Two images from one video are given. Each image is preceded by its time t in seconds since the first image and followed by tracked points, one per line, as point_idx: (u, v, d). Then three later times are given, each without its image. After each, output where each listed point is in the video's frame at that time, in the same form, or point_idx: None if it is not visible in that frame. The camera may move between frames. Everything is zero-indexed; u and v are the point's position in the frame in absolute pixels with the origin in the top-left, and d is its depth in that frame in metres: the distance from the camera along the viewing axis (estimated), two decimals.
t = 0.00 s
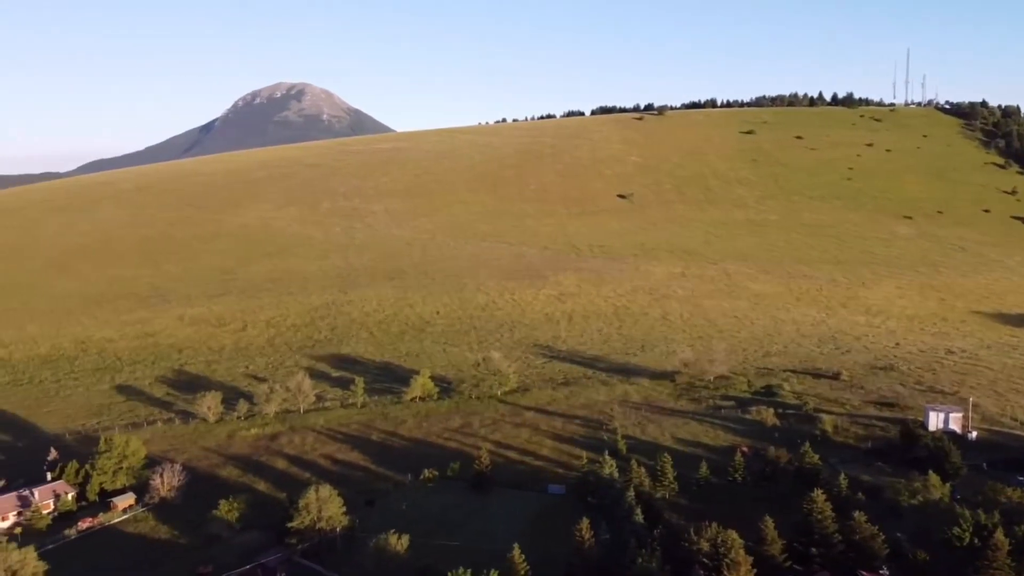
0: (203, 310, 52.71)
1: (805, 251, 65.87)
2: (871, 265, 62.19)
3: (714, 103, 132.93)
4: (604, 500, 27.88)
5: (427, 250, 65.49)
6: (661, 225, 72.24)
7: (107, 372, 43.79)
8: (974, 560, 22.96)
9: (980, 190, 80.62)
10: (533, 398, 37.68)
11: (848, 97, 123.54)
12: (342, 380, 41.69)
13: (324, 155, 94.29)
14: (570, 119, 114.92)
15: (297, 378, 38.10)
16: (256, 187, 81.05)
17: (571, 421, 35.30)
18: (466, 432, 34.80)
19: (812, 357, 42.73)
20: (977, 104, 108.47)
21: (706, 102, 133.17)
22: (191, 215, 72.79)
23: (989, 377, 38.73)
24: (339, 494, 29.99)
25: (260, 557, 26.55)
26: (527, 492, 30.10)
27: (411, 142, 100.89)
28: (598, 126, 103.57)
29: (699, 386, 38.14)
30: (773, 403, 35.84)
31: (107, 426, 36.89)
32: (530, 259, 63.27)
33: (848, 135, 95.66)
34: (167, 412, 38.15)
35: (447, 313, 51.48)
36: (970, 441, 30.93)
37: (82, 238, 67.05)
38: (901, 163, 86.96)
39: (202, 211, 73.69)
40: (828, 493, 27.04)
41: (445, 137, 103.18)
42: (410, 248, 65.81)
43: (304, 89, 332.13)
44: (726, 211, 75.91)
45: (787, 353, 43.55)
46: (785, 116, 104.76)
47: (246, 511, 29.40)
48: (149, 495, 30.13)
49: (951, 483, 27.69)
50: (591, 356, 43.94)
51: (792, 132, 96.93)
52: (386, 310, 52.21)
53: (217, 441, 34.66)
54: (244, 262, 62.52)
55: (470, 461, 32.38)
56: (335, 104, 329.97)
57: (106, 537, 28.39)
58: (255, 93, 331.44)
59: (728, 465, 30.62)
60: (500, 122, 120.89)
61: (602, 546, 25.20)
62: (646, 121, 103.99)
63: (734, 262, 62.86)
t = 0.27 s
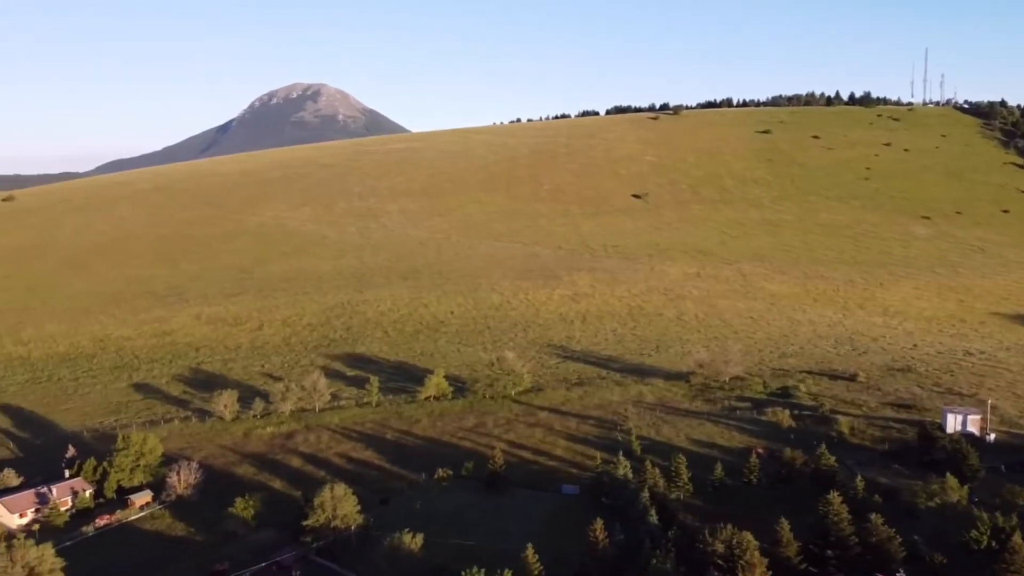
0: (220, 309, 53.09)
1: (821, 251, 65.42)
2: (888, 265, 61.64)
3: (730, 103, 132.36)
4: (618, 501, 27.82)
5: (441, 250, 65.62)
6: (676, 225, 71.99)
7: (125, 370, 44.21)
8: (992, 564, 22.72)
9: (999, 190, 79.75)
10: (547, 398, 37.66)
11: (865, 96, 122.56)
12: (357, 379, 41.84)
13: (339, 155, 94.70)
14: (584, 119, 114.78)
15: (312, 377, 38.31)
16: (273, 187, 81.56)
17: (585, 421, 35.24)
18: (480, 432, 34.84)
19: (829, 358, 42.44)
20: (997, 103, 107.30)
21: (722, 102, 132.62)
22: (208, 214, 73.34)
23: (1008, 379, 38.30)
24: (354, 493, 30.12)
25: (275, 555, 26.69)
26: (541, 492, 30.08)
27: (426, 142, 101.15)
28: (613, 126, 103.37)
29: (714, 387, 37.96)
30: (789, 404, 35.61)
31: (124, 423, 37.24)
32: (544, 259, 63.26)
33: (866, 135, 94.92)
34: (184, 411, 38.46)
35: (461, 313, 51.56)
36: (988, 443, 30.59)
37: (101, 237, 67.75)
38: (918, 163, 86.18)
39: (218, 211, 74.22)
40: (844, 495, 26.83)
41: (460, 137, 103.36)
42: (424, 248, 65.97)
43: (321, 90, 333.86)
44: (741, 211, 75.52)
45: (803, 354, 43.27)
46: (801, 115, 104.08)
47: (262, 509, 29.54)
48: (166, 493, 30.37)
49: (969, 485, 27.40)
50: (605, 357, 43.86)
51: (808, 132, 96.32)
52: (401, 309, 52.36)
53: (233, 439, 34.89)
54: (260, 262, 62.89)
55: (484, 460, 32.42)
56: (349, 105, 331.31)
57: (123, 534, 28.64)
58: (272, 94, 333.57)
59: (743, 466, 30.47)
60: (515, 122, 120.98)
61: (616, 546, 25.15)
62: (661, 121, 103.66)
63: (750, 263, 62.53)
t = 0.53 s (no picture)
0: (234, 308, 53.36)
1: (835, 251, 65.03)
2: (903, 266, 61.20)
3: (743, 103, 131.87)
4: (630, 502, 27.75)
5: (453, 250, 65.68)
6: (688, 225, 71.75)
7: (140, 369, 44.53)
8: (1007, 566, 22.51)
9: (1016, 190, 79.03)
10: (559, 398, 37.64)
11: (881, 96, 121.76)
12: (369, 378, 41.97)
13: (352, 156, 94.99)
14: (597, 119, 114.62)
15: (325, 376, 38.44)
16: (286, 187, 81.91)
17: (597, 421, 35.18)
18: (492, 432, 34.85)
19: (843, 359, 42.19)
20: (1015, 103, 106.37)
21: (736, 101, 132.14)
22: (221, 214, 73.75)
23: None
24: (367, 492, 30.21)
25: (288, 553, 26.78)
26: (553, 493, 30.06)
27: (439, 142, 101.29)
28: (625, 125, 103.18)
29: (727, 388, 37.81)
30: (802, 406, 35.41)
31: (139, 421, 37.51)
32: (557, 259, 63.22)
33: (880, 135, 94.29)
34: (198, 409, 38.69)
35: (473, 313, 51.60)
36: (1004, 445, 30.30)
37: (116, 236, 68.29)
38: (934, 162, 85.51)
39: (232, 211, 74.62)
40: (858, 497, 26.65)
41: (473, 137, 103.45)
42: (436, 248, 66.06)
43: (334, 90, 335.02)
44: (754, 211, 75.18)
45: (816, 355, 43.03)
46: (815, 115, 103.47)
47: (275, 508, 29.67)
48: (181, 491, 30.55)
49: (984, 488, 27.16)
50: (617, 357, 43.79)
51: (823, 132, 95.79)
52: (413, 309, 52.45)
53: (247, 438, 35.07)
54: (273, 261, 63.16)
55: (496, 460, 32.43)
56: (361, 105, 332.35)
57: (138, 532, 28.82)
58: (286, 94, 335.11)
59: (757, 468, 30.32)
60: (527, 122, 121.02)
61: (628, 547, 25.09)
62: (674, 121, 103.35)
63: (763, 263, 62.24)
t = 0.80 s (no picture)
0: (251, 307, 53.71)
1: (853, 252, 64.54)
2: (922, 267, 60.64)
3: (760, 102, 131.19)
4: (645, 502, 27.64)
5: (469, 250, 65.77)
6: (704, 225, 71.47)
7: (158, 367, 44.93)
8: None
9: None
10: (574, 398, 37.61)
11: (899, 95, 120.71)
12: (385, 377, 42.12)
13: (368, 156, 95.37)
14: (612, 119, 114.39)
15: (340, 375, 38.61)
16: (303, 186, 82.35)
17: (612, 422, 35.10)
18: (506, 431, 34.86)
19: (861, 360, 41.88)
20: None
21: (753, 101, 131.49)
22: (238, 214, 74.28)
23: None
24: (382, 490, 30.31)
25: (303, 551, 26.88)
26: (567, 493, 30.00)
27: (454, 142, 101.47)
28: (641, 125, 102.92)
29: (743, 389, 37.63)
30: (819, 407, 35.18)
31: (157, 419, 37.84)
32: (572, 259, 63.16)
33: (899, 134, 93.48)
34: (216, 407, 38.98)
35: (488, 313, 51.65)
36: None
37: (135, 235, 68.95)
38: (953, 162, 84.66)
39: (249, 211, 75.12)
40: (875, 500, 26.41)
41: (488, 137, 103.57)
42: (451, 248, 66.17)
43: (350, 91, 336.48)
44: (770, 211, 74.75)
45: (834, 356, 42.73)
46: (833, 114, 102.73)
47: (291, 506, 29.82)
48: (198, 488, 30.77)
49: (1004, 491, 26.83)
50: (632, 357, 43.69)
51: (840, 131, 95.11)
52: (428, 309, 52.57)
53: (263, 436, 35.29)
54: (290, 261, 63.52)
55: (510, 460, 32.43)
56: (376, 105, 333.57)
57: (155, 529, 29.06)
58: (303, 94, 337.01)
59: (773, 469, 30.12)
60: (543, 122, 121.03)
61: (643, 548, 25.00)
62: (690, 121, 102.97)
63: (780, 263, 61.87)
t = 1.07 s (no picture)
0: (266, 306, 53.99)
1: (868, 252, 64.09)
2: (938, 268, 60.15)
3: (775, 101, 130.52)
4: (658, 503, 27.50)
5: (482, 250, 65.84)
6: (718, 225, 71.18)
7: (174, 366, 45.26)
8: None
9: None
10: (586, 398, 37.59)
11: (916, 94, 119.73)
12: (398, 377, 42.24)
13: (381, 156, 95.67)
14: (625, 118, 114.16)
15: (354, 374, 38.77)
16: (317, 186, 82.72)
17: (625, 422, 35.02)
18: (519, 431, 34.86)
19: (876, 361, 41.60)
20: None
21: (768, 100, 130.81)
22: (253, 213, 74.70)
23: None
24: (395, 489, 30.39)
25: (317, 549, 26.96)
26: (580, 493, 29.97)
27: (467, 143, 101.60)
28: (654, 125, 102.66)
29: (757, 390, 37.46)
30: (834, 409, 34.97)
31: (173, 417, 38.11)
32: (585, 259, 63.10)
33: (916, 134, 92.73)
34: (230, 406, 39.22)
35: (501, 313, 51.69)
36: None
37: (151, 235, 69.48)
38: (971, 162, 83.89)
39: (264, 210, 75.54)
40: (891, 502, 26.19)
41: (501, 137, 103.65)
42: (465, 247, 66.27)
43: (364, 91, 337.61)
44: (785, 211, 74.34)
45: (849, 358, 42.46)
46: (849, 114, 102.05)
47: (305, 504, 29.94)
48: (213, 486, 30.95)
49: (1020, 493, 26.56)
50: (645, 358, 43.60)
51: (856, 131, 94.46)
52: (441, 308, 52.67)
53: (277, 435, 35.48)
54: (304, 261, 63.80)
55: (523, 460, 32.42)
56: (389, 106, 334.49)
57: (171, 526, 29.28)
58: (318, 94, 338.50)
59: (787, 471, 29.92)
60: (556, 121, 120.98)
61: (656, 550, 24.91)
62: (703, 120, 102.60)
63: (796, 264, 61.54)
